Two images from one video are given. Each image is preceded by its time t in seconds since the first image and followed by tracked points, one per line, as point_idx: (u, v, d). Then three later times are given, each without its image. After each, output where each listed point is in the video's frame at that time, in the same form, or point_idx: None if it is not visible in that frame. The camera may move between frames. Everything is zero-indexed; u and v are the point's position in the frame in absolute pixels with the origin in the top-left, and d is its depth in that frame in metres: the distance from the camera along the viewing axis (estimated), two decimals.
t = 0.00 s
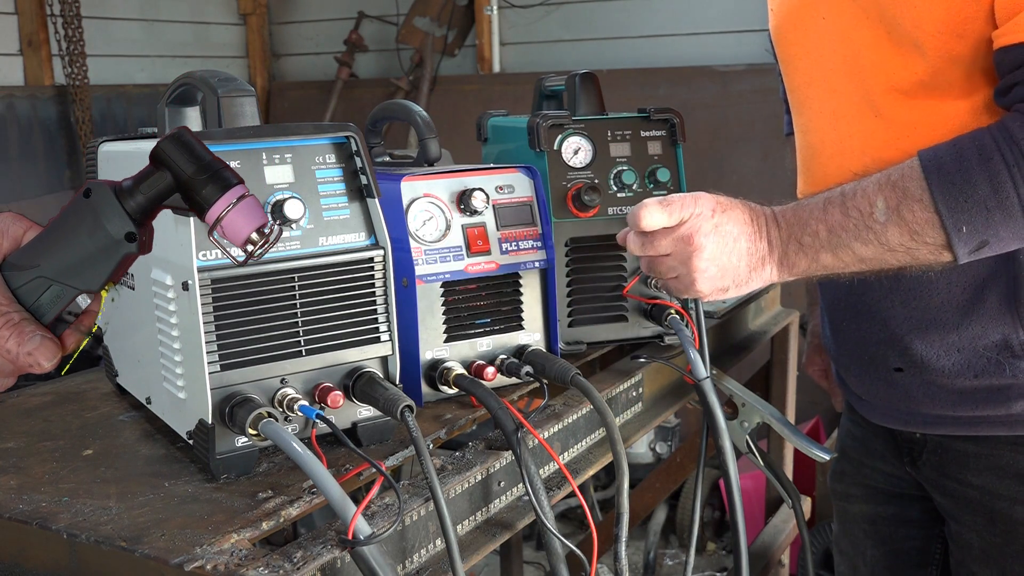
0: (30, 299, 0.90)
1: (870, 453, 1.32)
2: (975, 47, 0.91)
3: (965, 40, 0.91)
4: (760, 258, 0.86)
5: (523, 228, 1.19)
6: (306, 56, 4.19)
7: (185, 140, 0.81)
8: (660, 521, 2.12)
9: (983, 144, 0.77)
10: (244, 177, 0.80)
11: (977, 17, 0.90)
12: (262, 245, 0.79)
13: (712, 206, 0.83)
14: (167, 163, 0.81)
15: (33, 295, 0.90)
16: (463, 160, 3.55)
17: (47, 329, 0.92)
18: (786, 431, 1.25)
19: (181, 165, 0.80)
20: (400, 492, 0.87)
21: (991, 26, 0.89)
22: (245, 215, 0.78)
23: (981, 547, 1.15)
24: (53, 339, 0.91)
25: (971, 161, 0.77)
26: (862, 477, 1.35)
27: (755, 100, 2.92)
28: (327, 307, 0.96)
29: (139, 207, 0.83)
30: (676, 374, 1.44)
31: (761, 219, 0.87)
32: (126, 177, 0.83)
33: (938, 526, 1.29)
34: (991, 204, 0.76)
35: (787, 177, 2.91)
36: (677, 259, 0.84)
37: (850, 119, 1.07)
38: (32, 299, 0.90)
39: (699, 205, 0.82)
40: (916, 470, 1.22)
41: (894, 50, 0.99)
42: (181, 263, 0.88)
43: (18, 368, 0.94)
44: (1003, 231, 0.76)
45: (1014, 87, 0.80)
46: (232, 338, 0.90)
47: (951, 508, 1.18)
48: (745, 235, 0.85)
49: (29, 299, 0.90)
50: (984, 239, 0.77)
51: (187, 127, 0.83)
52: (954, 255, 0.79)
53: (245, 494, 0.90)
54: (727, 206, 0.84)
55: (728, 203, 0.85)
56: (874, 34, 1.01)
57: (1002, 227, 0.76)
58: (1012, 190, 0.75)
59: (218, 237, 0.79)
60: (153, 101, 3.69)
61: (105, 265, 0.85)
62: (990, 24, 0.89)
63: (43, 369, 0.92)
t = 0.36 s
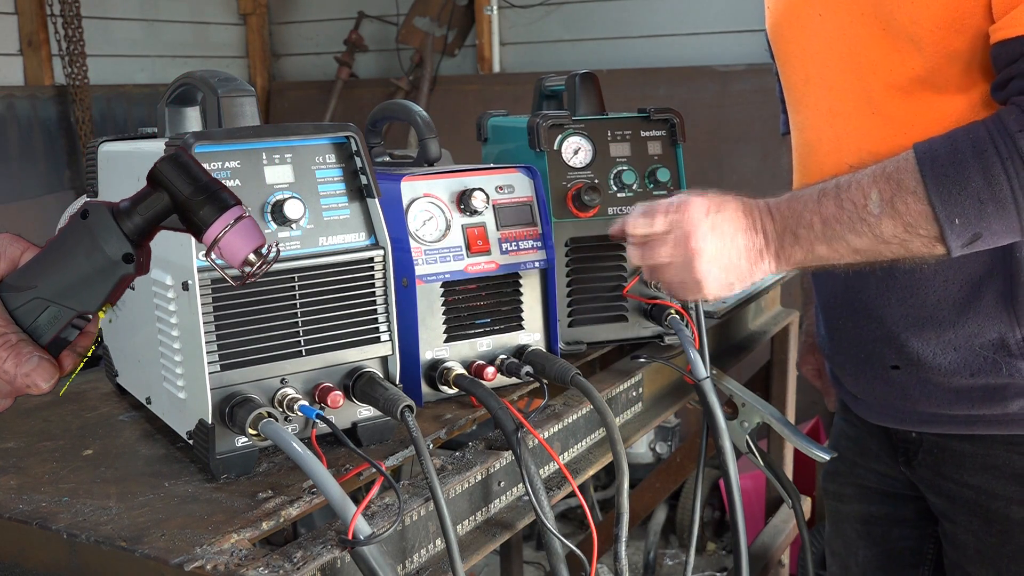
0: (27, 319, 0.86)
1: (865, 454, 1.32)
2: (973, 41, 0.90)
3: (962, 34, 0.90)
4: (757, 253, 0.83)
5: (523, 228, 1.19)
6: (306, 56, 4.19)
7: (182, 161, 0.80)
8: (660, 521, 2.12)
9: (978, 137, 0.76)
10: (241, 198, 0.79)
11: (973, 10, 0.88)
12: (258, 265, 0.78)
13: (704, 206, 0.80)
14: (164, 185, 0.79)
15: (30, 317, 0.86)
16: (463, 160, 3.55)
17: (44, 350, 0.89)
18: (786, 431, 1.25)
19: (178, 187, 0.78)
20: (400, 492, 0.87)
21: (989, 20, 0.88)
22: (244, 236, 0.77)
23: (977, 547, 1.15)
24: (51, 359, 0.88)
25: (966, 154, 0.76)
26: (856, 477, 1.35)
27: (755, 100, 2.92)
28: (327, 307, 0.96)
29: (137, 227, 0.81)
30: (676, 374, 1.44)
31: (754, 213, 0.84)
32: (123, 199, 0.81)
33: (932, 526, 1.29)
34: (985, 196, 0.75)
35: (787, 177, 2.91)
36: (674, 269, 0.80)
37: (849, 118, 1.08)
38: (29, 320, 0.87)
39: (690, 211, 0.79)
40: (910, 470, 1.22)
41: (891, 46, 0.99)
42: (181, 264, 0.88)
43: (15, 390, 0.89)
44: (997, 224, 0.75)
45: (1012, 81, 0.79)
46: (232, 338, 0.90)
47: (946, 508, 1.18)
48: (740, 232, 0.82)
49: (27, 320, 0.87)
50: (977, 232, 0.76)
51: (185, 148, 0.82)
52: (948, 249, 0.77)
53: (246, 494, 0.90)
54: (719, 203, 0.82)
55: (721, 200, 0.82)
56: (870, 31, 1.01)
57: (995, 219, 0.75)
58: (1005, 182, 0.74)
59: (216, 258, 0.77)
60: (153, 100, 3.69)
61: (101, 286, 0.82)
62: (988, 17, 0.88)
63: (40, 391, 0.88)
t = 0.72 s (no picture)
0: (25, 339, 0.84)
1: (862, 453, 1.32)
2: (973, 47, 0.90)
3: (963, 40, 0.91)
4: (749, 176, 0.88)
5: (523, 228, 1.18)
6: (306, 56, 4.19)
7: (179, 182, 0.78)
8: (660, 521, 2.12)
9: (984, 121, 0.78)
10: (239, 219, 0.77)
11: (975, 17, 0.89)
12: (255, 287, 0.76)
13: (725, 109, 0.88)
14: (161, 207, 0.78)
15: (27, 338, 0.83)
16: (463, 160, 3.55)
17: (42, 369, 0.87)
18: (786, 431, 1.25)
19: (176, 209, 0.77)
20: (400, 492, 0.87)
21: (989, 26, 0.88)
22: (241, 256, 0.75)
23: (976, 546, 1.15)
24: (48, 380, 0.87)
25: (971, 136, 0.78)
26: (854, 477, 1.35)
27: (755, 100, 2.92)
28: (327, 307, 0.96)
29: (133, 248, 0.78)
30: (676, 374, 1.44)
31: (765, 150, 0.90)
32: (119, 220, 0.78)
33: (930, 525, 1.30)
34: (982, 177, 0.77)
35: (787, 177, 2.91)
36: (685, 113, 0.84)
37: (846, 121, 1.08)
38: (26, 341, 0.84)
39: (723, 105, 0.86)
40: (909, 470, 1.21)
41: (890, 51, 0.99)
42: (180, 263, 0.88)
43: (12, 412, 0.89)
44: (990, 209, 0.78)
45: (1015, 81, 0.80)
46: (232, 338, 0.90)
47: (945, 508, 1.18)
48: (741, 148, 0.88)
49: (23, 341, 0.84)
50: (970, 213, 0.78)
51: (181, 169, 0.80)
52: (939, 225, 0.80)
53: (246, 494, 0.90)
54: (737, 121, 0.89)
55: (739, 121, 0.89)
56: (870, 35, 1.01)
57: (989, 202, 0.77)
58: (1005, 166, 0.76)
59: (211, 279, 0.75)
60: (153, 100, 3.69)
61: (96, 308, 0.79)
62: (989, 23, 0.88)
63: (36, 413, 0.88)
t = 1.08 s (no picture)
0: (22, 360, 0.83)
1: (862, 454, 1.32)
2: (965, 54, 0.89)
3: (953, 47, 0.90)
4: (737, 208, 0.84)
5: (523, 227, 1.18)
6: (306, 56, 4.19)
7: (177, 204, 0.80)
8: (660, 521, 2.12)
9: (971, 137, 0.75)
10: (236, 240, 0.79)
11: (964, 25, 0.88)
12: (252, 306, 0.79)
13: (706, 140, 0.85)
14: (159, 228, 0.80)
15: (24, 358, 0.83)
16: (463, 160, 3.55)
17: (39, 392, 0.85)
18: (786, 431, 1.25)
19: (174, 230, 0.78)
20: (400, 492, 0.87)
21: (981, 32, 0.87)
22: (239, 277, 0.77)
23: (974, 547, 1.15)
24: (46, 402, 0.85)
25: (958, 153, 0.75)
26: (854, 477, 1.35)
27: (755, 100, 2.92)
28: (327, 308, 0.96)
29: (131, 269, 0.79)
30: (676, 374, 1.44)
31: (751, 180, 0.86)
32: (117, 241, 0.80)
33: (929, 526, 1.29)
34: (972, 194, 0.74)
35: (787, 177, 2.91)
36: (665, 160, 0.82)
37: (841, 125, 1.08)
38: (23, 362, 0.83)
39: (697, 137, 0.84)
40: (907, 471, 1.21)
41: (881, 56, 0.99)
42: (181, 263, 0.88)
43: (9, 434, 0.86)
44: (982, 225, 0.74)
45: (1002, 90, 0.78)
46: (232, 338, 0.90)
47: (943, 509, 1.18)
48: (727, 180, 0.84)
49: (21, 362, 0.83)
50: (962, 232, 0.75)
51: (179, 192, 0.82)
52: (932, 246, 0.76)
53: (246, 494, 0.90)
54: (720, 149, 0.86)
55: (722, 150, 0.86)
56: (862, 41, 1.00)
57: (981, 218, 0.74)
58: (994, 182, 0.73)
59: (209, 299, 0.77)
60: (153, 100, 3.69)
61: (94, 329, 0.80)
62: (979, 30, 0.87)
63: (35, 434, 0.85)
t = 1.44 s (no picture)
0: (19, 381, 0.84)
1: (860, 454, 1.33)
2: (954, 52, 0.91)
3: (943, 46, 0.91)
4: (715, 229, 0.82)
5: (523, 227, 1.19)
6: (306, 56, 4.19)
7: (174, 224, 0.81)
8: (660, 521, 2.12)
9: (953, 126, 0.74)
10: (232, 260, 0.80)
11: (955, 23, 0.89)
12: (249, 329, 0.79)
13: (660, 185, 0.80)
14: (156, 248, 0.81)
15: (21, 379, 0.84)
16: (463, 160, 3.55)
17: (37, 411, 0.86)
18: (786, 431, 1.25)
19: (170, 251, 0.80)
20: (400, 492, 0.87)
21: (970, 31, 0.89)
22: (235, 299, 0.78)
23: (973, 548, 1.15)
24: (43, 423, 0.85)
25: (938, 144, 0.74)
26: (853, 478, 1.35)
27: (755, 100, 2.92)
28: (327, 307, 0.96)
29: (128, 289, 0.81)
30: (676, 374, 1.44)
31: (718, 186, 0.82)
32: (115, 262, 0.82)
33: (928, 527, 1.29)
34: (950, 186, 0.73)
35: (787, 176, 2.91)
36: (634, 243, 0.80)
37: (837, 126, 1.08)
38: (20, 382, 0.84)
39: (647, 186, 0.80)
40: (906, 471, 1.22)
41: (872, 56, 0.99)
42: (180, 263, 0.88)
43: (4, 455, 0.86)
44: (958, 217, 0.74)
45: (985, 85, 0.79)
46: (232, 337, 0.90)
47: (942, 510, 1.18)
48: (698, 209, 0.81)
49: (18, 383, 0.84)
50: (937, 224, 0.74)
51: (177, 212, 0.83)
52: (907, 237, 0.76)
53: (246, 494, 0.90)
54: (677, 180, 0.81)
55: (679, 177, 0.81)
56: (855, 41, 1.01)
57: (957, 211, 0.73)
58: (973, 174, 0.73)
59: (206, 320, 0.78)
60: (153, 100, 3.69)
61: (92, 350, 0.82)
62: (968, 28, 0.88)
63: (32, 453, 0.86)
